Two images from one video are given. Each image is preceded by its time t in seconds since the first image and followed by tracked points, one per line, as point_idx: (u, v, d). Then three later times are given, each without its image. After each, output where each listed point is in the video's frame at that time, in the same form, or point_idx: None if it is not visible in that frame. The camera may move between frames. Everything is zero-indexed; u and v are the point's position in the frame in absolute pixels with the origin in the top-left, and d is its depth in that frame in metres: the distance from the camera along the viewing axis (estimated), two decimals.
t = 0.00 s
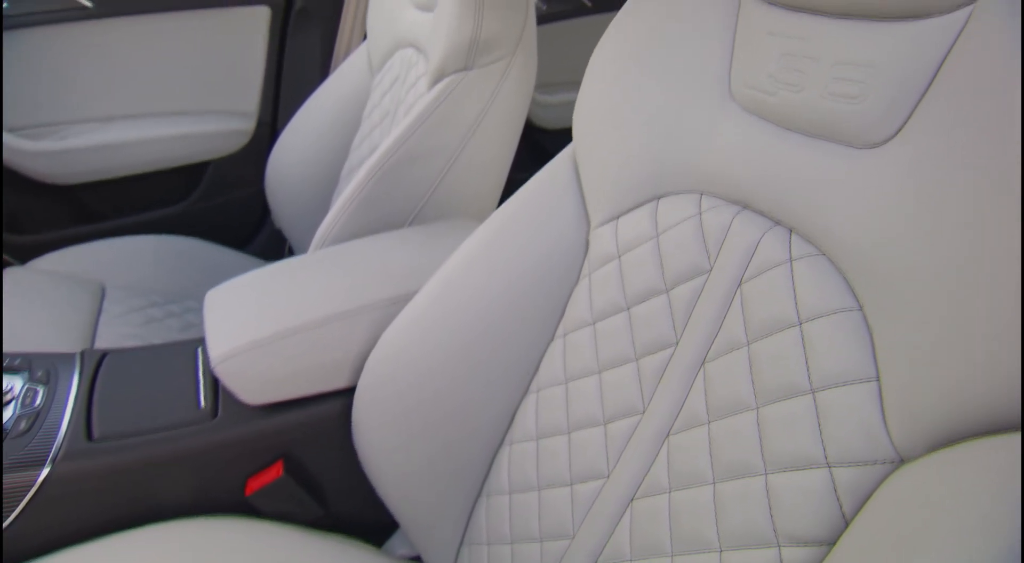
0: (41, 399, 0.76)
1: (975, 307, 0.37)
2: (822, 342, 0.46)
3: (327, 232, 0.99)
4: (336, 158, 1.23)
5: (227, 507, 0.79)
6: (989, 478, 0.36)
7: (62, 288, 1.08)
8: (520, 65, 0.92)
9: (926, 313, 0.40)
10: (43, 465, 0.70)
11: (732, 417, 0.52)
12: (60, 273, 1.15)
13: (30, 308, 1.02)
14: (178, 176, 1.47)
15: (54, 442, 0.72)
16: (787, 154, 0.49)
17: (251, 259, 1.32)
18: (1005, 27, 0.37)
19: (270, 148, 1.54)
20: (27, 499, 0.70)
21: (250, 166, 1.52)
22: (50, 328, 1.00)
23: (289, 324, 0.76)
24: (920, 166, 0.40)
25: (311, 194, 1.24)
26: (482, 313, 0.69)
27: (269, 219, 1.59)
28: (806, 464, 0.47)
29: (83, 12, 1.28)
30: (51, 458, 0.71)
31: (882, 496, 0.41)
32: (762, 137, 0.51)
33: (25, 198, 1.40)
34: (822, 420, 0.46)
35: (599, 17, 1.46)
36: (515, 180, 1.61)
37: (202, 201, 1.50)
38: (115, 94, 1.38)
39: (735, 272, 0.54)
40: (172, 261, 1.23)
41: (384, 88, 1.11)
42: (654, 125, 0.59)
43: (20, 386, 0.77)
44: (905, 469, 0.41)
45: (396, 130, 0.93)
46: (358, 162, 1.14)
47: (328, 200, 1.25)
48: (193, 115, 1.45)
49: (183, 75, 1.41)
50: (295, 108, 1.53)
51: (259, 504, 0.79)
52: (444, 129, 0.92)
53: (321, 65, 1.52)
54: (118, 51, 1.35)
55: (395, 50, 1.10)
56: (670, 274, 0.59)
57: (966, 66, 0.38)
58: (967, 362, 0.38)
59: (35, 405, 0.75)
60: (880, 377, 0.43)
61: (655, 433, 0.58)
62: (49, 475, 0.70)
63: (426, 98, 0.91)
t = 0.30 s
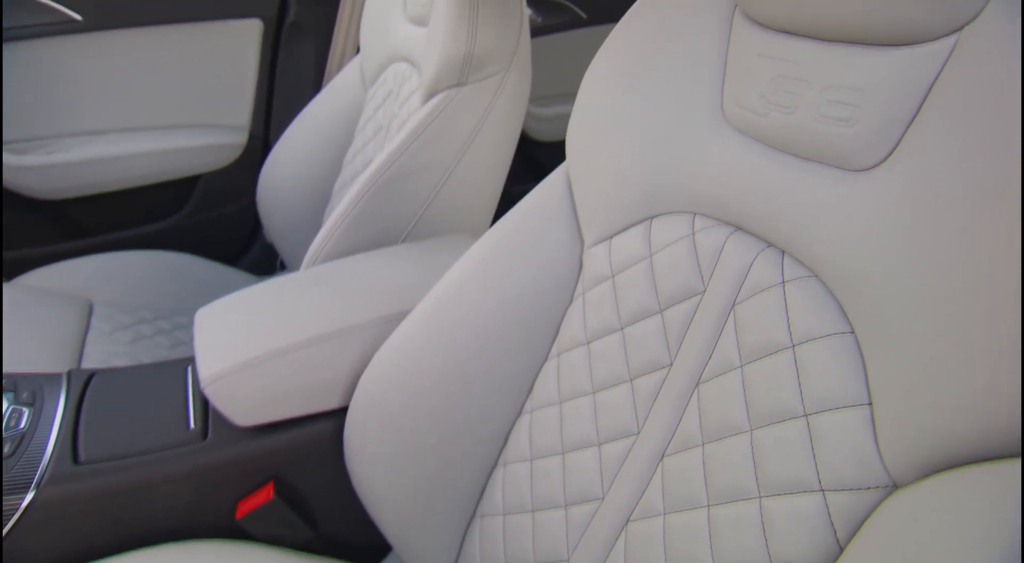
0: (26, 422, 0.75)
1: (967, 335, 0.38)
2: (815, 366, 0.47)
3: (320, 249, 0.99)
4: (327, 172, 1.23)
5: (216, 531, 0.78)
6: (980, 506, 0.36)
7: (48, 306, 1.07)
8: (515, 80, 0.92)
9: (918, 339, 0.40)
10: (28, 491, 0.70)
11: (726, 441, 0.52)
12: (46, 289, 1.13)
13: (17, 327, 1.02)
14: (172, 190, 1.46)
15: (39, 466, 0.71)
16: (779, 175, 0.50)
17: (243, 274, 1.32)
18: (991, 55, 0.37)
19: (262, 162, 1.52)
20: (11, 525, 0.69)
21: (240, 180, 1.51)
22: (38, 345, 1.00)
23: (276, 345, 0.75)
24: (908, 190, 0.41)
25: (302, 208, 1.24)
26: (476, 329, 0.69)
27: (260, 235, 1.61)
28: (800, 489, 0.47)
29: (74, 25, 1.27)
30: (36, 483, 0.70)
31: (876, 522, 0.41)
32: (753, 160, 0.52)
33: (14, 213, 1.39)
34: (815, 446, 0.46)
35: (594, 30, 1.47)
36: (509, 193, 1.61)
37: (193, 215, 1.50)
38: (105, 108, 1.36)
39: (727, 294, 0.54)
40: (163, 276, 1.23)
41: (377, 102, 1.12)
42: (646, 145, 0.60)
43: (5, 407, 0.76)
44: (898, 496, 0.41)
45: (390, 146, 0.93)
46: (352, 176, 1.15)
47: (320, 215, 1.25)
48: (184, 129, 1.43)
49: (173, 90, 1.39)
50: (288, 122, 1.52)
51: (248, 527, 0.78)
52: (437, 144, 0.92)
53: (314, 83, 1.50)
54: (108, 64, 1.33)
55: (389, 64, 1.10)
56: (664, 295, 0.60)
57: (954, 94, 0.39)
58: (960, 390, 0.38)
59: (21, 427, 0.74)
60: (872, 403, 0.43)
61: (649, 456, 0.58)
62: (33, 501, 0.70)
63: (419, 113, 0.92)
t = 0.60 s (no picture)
0: (10, 445, 0.75)
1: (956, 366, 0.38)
2: (806, 392, 0.47)
3: (312, 266, 0.98)
4: (319, 186, 1.23)
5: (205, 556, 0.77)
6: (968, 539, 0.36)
7: (34, 326, 1.06)
8: (508, 97, 0.93)
9: (910, 368, 0.40)
10: (11, 516, 0.69)
11: (718, 466, 0.53)
12: (29, 307, 1.13)
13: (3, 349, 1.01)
14: (161, 204, 1.45)
15: (23, 491, 0.70)
16: (768, 197, 0.50)
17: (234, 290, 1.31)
18: (976, 84, 0.38)
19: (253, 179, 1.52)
20: None
21: (230, 195, 1.51)
22: (21, 371, 0.98)
23: (263, 367, 0.75)
24: (897, 216, 0.41)
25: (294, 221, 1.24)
26: (469, 346, 0.69)
27: (253, 249, 1.59)
28: (792, 516, 0.47)
29: (62, 39, 1.26)
30: (19, 508, 0.69)
31: (868, 551, 0.42)
32: (744, 183, 0.52)
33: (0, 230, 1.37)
34: (807, 472, 0.46)
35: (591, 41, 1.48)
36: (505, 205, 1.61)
37: (183, 230, 1.49)
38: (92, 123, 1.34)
39: (719, 319, 0.54)
40: (153, 293, 1.21)
41: (370, 117, 1.12)
42: (638, 167, 0.60)
43: None
44: (889, 526, 0.41)
45: (382, 162, 0.94)
46: (345, 191, 1.15)
47: (313, 230, 1.25)
48: (171, 142, 1.43)
49: (160, 102, 1.38)
50: (279, 136, 1.52)
51: (238, 551, 0.77)
52: (430, 161, 0.93)
53: (306, 97, 1.51)
54: (96, 78, 1.32)
55: (381, 78, 1.11)
56: (656, 317, 0.60)
57: (941, 122, 0.39)
58: (951, 421, 0.38)
59: (5, 450, 0.74)
60: (863, 430, 0.44)
61: (643, 479, 0.58)
62: (16, 527, 0.69)
63: (411, 130, 0.93)
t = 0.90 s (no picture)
0: None
1: (945, 388, 0.38)
2: (797, 417, 0.47)
3: (303, 283, 0.98)
4: (310, 199, 1.23)
5: None
6: None
7: (19, 344, 1.06)
8: (500, 112, 0.93)
9: (899, 389, 0.41)
10: None
11: (710, 490, 0.53)
12: (14, 324, 1.12)
13: None
14: (150, 219, 1.44)
15: (5, 516, 0.70)
16: (758, 219, 0.51)
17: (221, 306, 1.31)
18: (960, 112, 0.38)
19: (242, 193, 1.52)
20: None
21: (219, 210, 1.50)
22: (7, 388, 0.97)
23: (250, 389, 0.74)
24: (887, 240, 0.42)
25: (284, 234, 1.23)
26: (459, 362, 0.69)
27: (243, 264, 1.58)
28: (783, 542, 0.47)
29: (46, 52, 1.26)
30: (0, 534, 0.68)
31: None
32: (732, 205, 0.53)
33: None
34: (798, 496, 0.47)
35: (587, 53, 1.50)
36: (498, 219, 1.62)
37: (172, 244, 1.47)
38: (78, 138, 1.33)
39: (711, 342, 0.54)
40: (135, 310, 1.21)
41: (361, 130, 1.13)
42: (629, 188, 0.61)
43: None
44: (881, 553, 0.41)
45: (373, 179, 0.94)
46: (336, 205, 1.15)
47: (303, 243, 1.25)
48: (157, 156, 1.42)
49: (147, 116, 1.38)
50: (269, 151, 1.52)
51: None
52: (422, 177, 0.93)
53: (297, 110, 1.51)
54: (85, 92, 1.32)
55: (372, 93, 1.12)
56: (647, 339, 0.60)
57: (926, 148, 0.40)
58: (941, 445, 0.38)
59: None
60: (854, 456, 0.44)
61: (636, 503, 0.58)
62: None
63: (403, 146, 0.93)
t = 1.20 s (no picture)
0: None
1: (938, 409, 0.38)
2: (788, 442, 0.47)
3: (293, 301, 0.97)
4: (301, 214, 1.23)
5: None
6: None
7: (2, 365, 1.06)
8: (492, 128, 0.94)
9: (891, 408, 0.41)
10: None
11: (702, 515, 0.53)
12: None
13: None
14: (136, 234, 1.43)
15: None
16: (749, 240, 0.51)
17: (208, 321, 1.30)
18: (947, 137, 0.39)
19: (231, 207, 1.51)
20: None
21: (207, 224, 1.49)
22: None
23: (229, 414, 0.73)
24: (875, 265, 0.42)
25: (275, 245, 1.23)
26: (451, 378, 0.69)
27: (231, 278, 1.56)
28: None
29: (32, 66, 1.27)
30: None
31: None
32: (721, 226, 0.53)
33: None
34: (790, 521, 0.47)
35: (575, 65, 1.53)
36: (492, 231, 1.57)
37: (159, 259, 1.46)
38: (65, 151, 1.33)
39: (702, 364, 0.54)
40: (120, 326, 1.19)
41: (352, 145, 1.13)
42: (618, 210, 0.61)
43: None
44: None
45: (364, 197, 0.94)
46: (327, 220, 1.15)
47: (293, 257, 1.25)
48: (144, 168, 1.41)
49: (134, 128, 1.38)
50: (258, 164, 1.50)
51: None
52: (413, 193, 0.93)
53: (287, 125, 1.49)
54: (80, 107, 1.32)
55: (362, 107, 1.12)
56: (639, 361, 0.60)
57: (912, 176, 0.40)
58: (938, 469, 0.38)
59: None
60: (845, 482, 0.44)
61: (628, 527, 0.58)
62: None
63: (395, 161, 0.93)
